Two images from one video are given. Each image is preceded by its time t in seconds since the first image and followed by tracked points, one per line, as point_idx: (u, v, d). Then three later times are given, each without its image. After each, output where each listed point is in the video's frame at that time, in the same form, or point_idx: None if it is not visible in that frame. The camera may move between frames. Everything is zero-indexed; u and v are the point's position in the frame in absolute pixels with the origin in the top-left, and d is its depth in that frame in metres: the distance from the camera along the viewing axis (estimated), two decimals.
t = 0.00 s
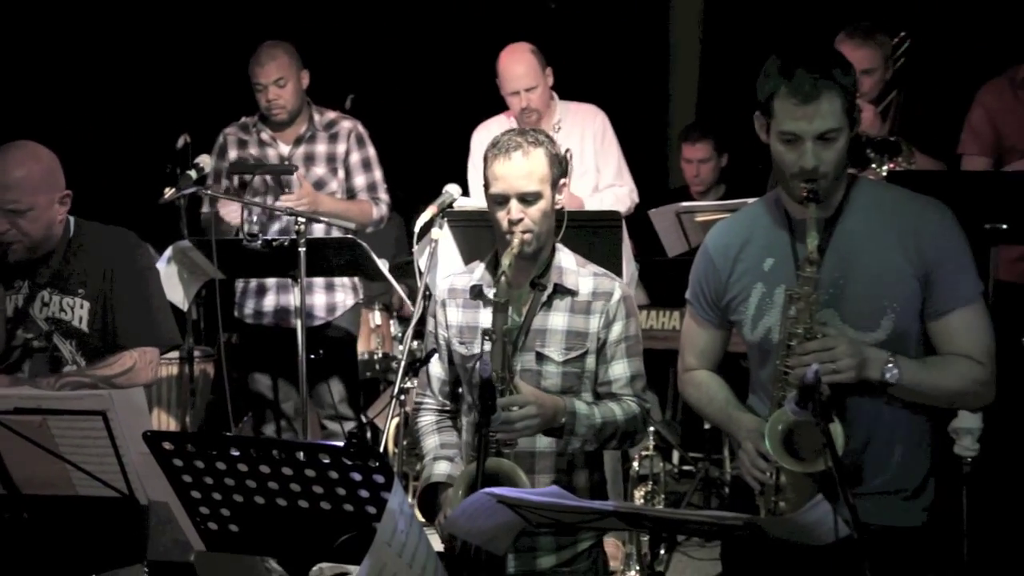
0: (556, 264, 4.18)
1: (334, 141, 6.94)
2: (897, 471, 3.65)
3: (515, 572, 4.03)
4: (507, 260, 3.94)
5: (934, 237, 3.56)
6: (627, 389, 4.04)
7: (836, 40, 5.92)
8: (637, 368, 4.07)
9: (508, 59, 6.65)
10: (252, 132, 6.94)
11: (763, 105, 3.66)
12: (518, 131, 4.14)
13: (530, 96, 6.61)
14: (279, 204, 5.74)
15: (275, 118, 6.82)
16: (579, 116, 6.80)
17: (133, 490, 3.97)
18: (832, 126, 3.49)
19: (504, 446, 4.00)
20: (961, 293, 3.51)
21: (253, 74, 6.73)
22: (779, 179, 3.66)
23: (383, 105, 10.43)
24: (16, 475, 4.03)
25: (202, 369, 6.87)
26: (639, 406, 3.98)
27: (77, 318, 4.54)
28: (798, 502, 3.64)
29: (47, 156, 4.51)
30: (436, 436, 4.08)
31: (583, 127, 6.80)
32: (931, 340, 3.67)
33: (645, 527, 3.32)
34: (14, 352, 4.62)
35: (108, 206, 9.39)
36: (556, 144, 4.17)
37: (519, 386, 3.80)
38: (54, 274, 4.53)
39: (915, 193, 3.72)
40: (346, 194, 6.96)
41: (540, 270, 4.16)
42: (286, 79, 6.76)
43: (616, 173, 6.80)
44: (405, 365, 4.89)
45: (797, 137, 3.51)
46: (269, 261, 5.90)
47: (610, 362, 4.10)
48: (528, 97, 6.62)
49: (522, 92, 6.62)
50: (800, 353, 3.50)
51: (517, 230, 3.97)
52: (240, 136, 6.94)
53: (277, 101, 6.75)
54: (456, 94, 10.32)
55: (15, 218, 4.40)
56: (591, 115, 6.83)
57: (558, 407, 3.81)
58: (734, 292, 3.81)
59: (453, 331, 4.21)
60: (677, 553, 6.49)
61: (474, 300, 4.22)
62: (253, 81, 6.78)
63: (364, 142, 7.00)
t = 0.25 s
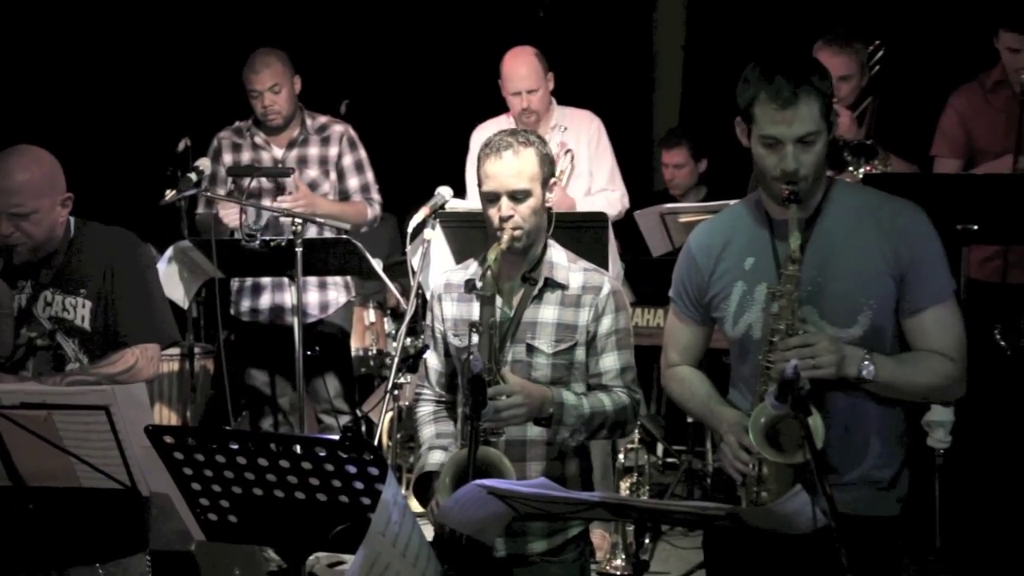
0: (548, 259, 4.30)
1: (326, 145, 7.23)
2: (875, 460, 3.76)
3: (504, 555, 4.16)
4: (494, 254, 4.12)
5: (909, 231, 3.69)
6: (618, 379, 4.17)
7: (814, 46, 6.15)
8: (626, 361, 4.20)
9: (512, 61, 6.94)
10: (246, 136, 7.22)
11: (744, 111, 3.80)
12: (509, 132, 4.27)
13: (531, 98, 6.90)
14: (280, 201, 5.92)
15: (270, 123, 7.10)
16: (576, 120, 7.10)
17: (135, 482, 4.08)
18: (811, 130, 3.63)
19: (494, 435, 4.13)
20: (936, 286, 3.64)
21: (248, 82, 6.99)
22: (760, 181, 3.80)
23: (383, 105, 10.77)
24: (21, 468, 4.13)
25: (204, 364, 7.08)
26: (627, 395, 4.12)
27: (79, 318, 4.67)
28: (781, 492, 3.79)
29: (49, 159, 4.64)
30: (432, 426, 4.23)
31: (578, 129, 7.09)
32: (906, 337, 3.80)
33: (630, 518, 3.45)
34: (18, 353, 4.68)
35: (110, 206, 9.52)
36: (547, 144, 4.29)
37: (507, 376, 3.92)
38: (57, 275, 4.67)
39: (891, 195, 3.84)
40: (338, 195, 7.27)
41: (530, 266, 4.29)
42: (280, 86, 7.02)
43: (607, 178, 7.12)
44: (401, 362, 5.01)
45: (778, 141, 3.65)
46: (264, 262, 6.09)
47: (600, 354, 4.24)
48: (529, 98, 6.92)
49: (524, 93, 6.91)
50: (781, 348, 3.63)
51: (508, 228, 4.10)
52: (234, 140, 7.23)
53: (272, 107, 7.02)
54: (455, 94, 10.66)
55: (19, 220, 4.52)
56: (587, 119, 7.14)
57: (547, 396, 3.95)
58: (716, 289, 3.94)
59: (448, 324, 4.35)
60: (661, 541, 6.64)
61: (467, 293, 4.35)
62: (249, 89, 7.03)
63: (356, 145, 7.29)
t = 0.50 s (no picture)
0: (538, 260, 4.48)
1: (329, 148, 7.48)
2: (848, 451, 3.89)
3: (493, 546, 4.27)
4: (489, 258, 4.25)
5: (883, 229, 3.85)
6: (603, 377, 4.34)
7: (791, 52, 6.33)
8: (612, 358, 4.36)
9: (526, 60, 7.46)
10: (253, 138, 7.49)
11: (725, 113, 3.94)
12: (500, 136, 4.41)
13: (540, 96, 7.42)
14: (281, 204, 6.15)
15: (277, 126, 7.36)
16: (582, 124, 7.57)
17: (138, 472, 4.23)
18: (790, 134, 3.78)
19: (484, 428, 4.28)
20: (909, 280, 3.80)
21: (256, 87, 7.26)
22: (739, 183, 3.94)
23: (383, 106, 10.79)
24: (26, 456, 4.27)
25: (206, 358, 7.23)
26: (613, 392, 4.27)
27: (83, 306, 4.80)
28: (760, 482, 3.90)
29: (58, 155, 4.79)
30: (424, 419, 4.37)
31: (582, 133, 7.55)
32: (879, 332, 3.96)
33: (615, 505, 3.60)
34: (25, 340, 4.84)
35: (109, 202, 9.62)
36: (536, 148, 4.44)
37: (498, 373, 4.06)
38: (63, 264, 4.81)
39: (865, 195, 3.99)
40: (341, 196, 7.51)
41: (521, 266, 4.46)
42: (287, 91, 7.29)
43: (605, 183, 7.57)
44: (391, 358, 5.15)
45: (758, 143, 3.80)
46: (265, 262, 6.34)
47: (586, 352, 4.40)
48: (538, 97, 7.44)
49: (533, 91, 7.43)
50: (762, 343, 3.77)
51: (499, 229, 4.25)
52: (242, 141, 7.50)
53: (279, 111, 7.30)
54: (450, 94, 10.75)
55: (29, 213, 4.67)
56: (590, 126, 7.58)
57: (536, 391, 4.10)
58: (699, 287, 4.10)
59: (439, 321, 4.49)
60: (645, 530, 6.81)
61: (459, 292, 4.50)
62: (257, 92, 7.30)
63: (358, 149, 7.52)
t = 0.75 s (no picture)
0: (533, 256, 4.63)
1: (337, 149, 7.91)
2: (826, 438, 4.06)
3: (488, 527, 4.44)
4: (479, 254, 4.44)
5: (857, 225, 4.02)
6: (592, 367, 4.52)
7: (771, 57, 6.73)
8: (601, 350, 4.54)
9: (541, 60, 8.01)
10: (267, 136, 7.95)
11: (709, 114, 4.10)
12: (495, 136, 4.59)
13: (549, 95, 8.01)
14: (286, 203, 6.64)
15: (288, 125, 7.76)
16: (585, 128, 8.16)
17: (144, 458, 4.40)
18: (770, 137, 3.95)
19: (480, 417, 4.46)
20: (881, 276, 3.98)
21: (270, 86, 7.65)
22: (722, 182, 4.11)
23: (383, 106, 11.08)
24: (36, 443, 4.43)
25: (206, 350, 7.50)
26: (603, 381, 4.47)
27: (92, 295, 4.99)
28: (738, 468, 4.12)
29: (70, 151, 4.97)
30: (420, 407, 4.54)
31: (585, 135, 8.14)
32: (854, 323, 4.14)
33: (602, 490, 3.77)
34: (35, 327, 5.00)
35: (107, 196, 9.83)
36: (530, 147, 4.61)
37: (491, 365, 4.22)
38: (73, 255, 4.99)
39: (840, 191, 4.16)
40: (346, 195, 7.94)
41: (515, 261, 4.59)
42: (300, 91, 7.68)
43: (606, 184, 8.00)
44: (388, 347, 5.32)
45: (740, 145, 3.97)
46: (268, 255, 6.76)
47: (577, 343, 4.57)
48: (548, 95, 8.02)
49: (544, 89, 8.02)
50: (742, 335, 3.93)
51: (494, 226, 4.42)
52: (255, 139, 7.96)
53: (290, 110, 7.68)
54: (440, 90, 10.98)
55: (41, 207, 4.85)
56: (595, 129, 8.17)
57: (529, 382, 4.27)
58: (682, 283, 4.28)
59: (437, 313, 4.67)
60: (631, 513, 7.03)
61: (455, 285, 4.67)
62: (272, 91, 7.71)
63: (366, 150, 7.96)
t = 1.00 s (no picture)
0: (529, 257, 4.77)
1: (347, 147, 8.10)
2: (809, 426, 4.18)
3: (488, 520, 4.57)
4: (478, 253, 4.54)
5: (837, 215, 4.16)
6: (579, 366, 4.67)
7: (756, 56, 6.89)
8: (587, 350, 4.70)
9: (548, 59, 8.18)
10: (280, 134, 8.18)
11: (695, 112, 4.23)
12: (495, 138, 4.75)
13: (555, 92, 8.16)
14: (292, 200, 6.90)
15: (300, 123, 7.98)
16: (589, 127, 8.31)
17: (148, 447, 4.54)
18: (754, 134, 4.08)
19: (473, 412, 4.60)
20: (863, 264, 4.13)
21: (285, 85, 7.88)
22: (707, 178, 4.24)
23: (382, 104, 11.14)
24: (43, 433, 4.57)
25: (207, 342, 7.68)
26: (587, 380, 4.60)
27: (99, 295, 5.12)
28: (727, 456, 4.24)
29: (75, 152, 5.09)
30: (413, 401, 4.67)
31: (590, 134, 8.28)
32: (836, 311, 4.27)
33: (593, 476, 3.90)
34: (43, 325, 5.17)
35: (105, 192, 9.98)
36: (530, 150, 4.75)
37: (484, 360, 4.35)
38: (81, 255, 5.12)
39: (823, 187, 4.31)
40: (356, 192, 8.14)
41: (512, 263, 4.75)
42: (313, 92, 7.88)
43: (608, 181, 8.16)
44: (385, 340, 5.46)
45: (725, 142, 4.10)
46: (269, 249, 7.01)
47: (566, 342, 4.71)
48: (554, 94, 8.18)
49: (550, 88, 8.17)
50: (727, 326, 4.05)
51: (491, 226, 4.55)
52: (270, 136, 8.20)
53: (302, 110, 7.90)
54: (433, 87, 11.13)
55: (46, 208, 4.97)
56: (600, 128, 8.31)
57: (519, 379, 4.40)
58: (670, 277, 4.42)
59: (433, 310, 4.83)
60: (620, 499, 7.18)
61: (452, 282, 4.82)
62: (286, 91, 7.92)
63: (374, 149, 8.12)
